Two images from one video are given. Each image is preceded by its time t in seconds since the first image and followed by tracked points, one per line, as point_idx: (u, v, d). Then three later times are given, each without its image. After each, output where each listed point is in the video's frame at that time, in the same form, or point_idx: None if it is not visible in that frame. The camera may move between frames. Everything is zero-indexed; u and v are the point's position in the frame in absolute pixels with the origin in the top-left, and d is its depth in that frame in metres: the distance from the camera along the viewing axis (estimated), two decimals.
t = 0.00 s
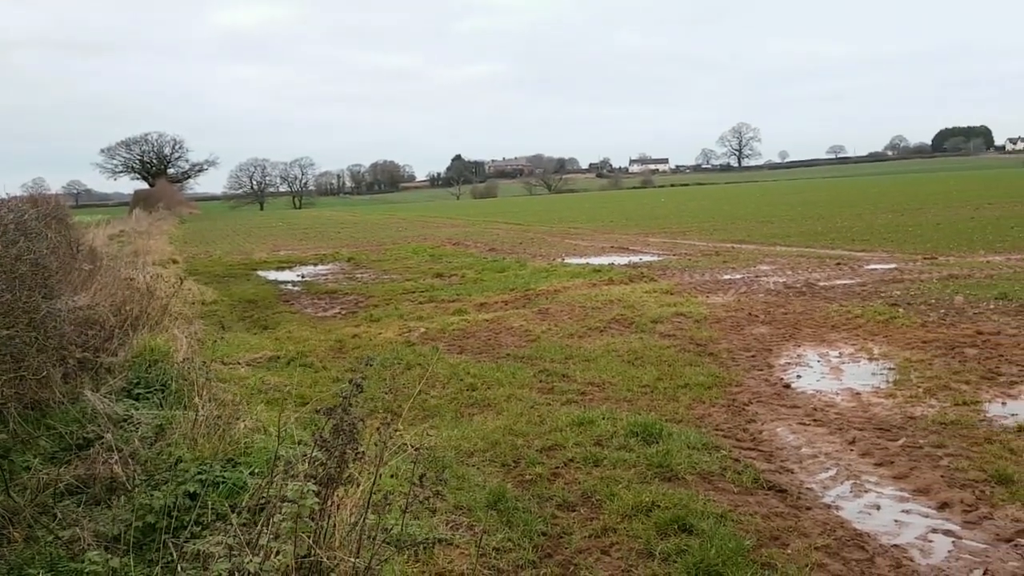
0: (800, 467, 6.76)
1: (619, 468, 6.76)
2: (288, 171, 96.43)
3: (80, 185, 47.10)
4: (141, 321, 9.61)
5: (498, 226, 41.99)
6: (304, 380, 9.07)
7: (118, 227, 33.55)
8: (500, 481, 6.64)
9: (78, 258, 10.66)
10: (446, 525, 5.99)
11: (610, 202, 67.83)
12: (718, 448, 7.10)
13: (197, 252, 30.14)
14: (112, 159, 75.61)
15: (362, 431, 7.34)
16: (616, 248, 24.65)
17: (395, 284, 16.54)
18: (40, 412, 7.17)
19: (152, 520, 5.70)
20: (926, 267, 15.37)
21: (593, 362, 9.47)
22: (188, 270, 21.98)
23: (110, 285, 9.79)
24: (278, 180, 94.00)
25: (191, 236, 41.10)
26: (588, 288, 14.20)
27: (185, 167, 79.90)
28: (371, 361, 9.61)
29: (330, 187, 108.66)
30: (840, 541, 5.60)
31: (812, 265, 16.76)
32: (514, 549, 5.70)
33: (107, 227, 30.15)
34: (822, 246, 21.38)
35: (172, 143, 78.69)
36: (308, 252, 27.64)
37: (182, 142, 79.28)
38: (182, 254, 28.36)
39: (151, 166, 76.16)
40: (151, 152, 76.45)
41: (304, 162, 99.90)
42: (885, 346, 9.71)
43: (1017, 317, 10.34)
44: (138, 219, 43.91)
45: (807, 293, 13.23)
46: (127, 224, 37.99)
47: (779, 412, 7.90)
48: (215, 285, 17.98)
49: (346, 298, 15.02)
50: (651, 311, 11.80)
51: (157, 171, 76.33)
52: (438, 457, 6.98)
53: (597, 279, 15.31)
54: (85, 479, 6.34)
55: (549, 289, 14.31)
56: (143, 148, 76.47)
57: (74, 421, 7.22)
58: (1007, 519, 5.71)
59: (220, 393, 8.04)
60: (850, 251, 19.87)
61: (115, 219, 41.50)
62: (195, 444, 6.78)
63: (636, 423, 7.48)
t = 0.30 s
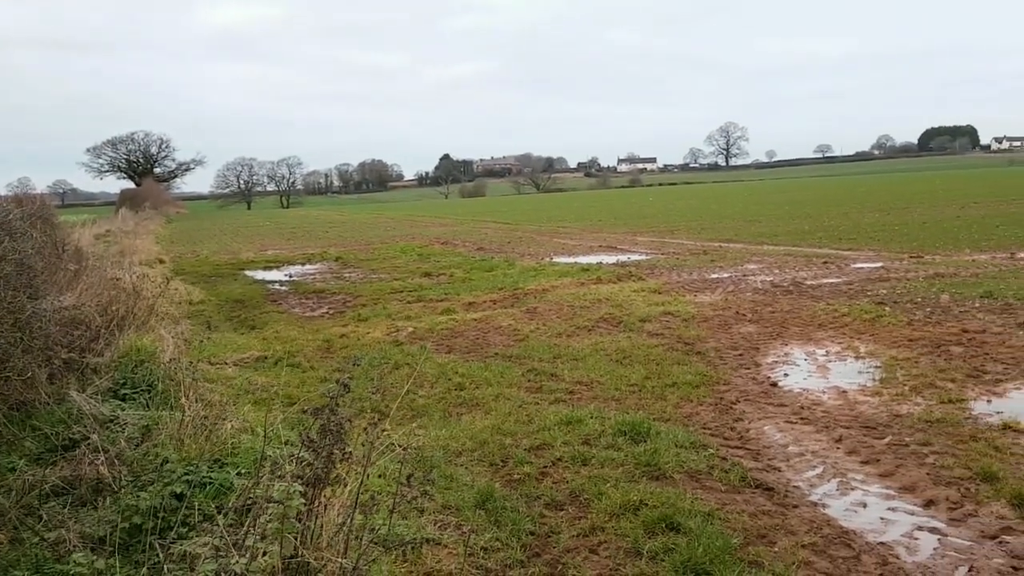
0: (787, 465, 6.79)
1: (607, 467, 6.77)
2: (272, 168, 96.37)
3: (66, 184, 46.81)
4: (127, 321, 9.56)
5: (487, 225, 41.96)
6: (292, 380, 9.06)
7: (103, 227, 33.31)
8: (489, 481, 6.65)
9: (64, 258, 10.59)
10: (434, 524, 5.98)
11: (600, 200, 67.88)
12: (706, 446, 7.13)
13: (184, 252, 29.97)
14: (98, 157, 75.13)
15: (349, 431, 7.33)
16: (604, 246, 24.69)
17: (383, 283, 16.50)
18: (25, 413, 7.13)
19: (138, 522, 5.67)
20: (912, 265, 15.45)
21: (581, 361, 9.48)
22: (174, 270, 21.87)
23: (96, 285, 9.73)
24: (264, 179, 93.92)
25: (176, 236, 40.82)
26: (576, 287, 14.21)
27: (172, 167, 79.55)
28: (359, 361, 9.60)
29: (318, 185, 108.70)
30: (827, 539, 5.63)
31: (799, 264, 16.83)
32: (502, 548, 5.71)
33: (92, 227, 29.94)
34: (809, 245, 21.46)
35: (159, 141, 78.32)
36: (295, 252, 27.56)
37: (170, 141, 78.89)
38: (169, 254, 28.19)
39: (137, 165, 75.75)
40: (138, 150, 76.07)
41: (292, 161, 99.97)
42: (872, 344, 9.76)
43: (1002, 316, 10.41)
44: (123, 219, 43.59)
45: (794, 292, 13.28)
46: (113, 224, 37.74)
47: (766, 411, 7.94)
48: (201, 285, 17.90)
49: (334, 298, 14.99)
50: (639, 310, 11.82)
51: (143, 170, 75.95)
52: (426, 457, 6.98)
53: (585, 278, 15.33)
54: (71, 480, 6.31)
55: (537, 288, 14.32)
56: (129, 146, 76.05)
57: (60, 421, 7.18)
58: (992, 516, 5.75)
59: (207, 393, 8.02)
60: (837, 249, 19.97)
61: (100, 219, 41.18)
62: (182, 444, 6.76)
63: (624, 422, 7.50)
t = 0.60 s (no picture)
0: (777, 462, 6.81)
1: (598, 465, 6.78)
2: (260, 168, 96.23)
3: (55, 183, 46.61)
4: (117, 320, 9.52)
5: (479, 222, 41.91)
6: (283, 378, 9.05)
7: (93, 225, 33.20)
8: (480, 478, 6.65)
9: (52, 256, 10.53)
10: (425, 522, 5.98)
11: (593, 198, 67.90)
12: (697, 443, 7.14)
13: (173, 250, 29.86)
14: (87, 156, 74.79)
15: (339, 429, 7.33)
16: (595, 244, 24.69)
17: (374, 281, 16.48)
18: (13, 413, 7.09)
19: (128, 521, 5.65)
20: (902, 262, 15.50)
21: (572, 358, 9.49)
22: (164, 268, 21.80)
23: (86, 284, 9.68)
24: (255, 177, 93.74)
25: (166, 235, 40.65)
26: (568, 285, 14.21)
27: (162, 165, 79.27)
28: (350, 360, 9.59)
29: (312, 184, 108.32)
30: (817, 534, 5.65)
31: (790, 261, 16.87)
32: (493, 546, 5.71)
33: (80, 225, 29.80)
34: (800, 242, 21.52)
35: (149, 139, 78.07)
36: (286, 250, 27.50)
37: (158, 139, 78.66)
38: (159, 253, 28.09)
39: (127, 164, 75.43)
40: (127, 149, 75.82)
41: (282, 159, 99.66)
42: (861, 341, 9.80)
43: (991, 312, 10.45)
44: (113, 217, 43.40)
45: (785, 289, 13.32)
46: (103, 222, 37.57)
47: (757, 407, 7.96)
48: (191, 283, 17.84)
49: (325, 296, 14.95)
50: (630, 307, 11.84)
51: (133, 168, 75.65)
52: (417, 455, 6.98)
53: (576, 275, 15.33)
54: (60, 480, 6.28)
55: (528, 285, 14.32)
56: (118, 145, 75.79)
57: (49, 421, 7.15)
58: (981, 511, 5.78)
59: (197, 392, 8.01)
60: (827, 246, 20.01)
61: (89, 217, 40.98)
62: (171, 443, 6.74)
63: (615, 419, 7.51)
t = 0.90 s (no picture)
0: (767, 459, 6.84)
1: (588, 463, 6.79)
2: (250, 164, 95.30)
3: (43, 181, 46.39)
4: (105, 319, 9.47)
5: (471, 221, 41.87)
6: (273, 377, 9.04)
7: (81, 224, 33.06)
8: (470, 476, 6.65)
9: (40, 255, 10.46)
10: (415, 521, 5.98)
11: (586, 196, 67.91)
12: (687, 440, 7.16)
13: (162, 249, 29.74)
14: (76, 154, 74.42)
15: (329, 428, 7.33)
16: (587, 242, 24.71)
17: (365, 279, 16.46)
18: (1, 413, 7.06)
19: (116, 521, 5.63)
20: (891, 260, 15.56)
21: (563, 356, 9.50)
22: (153, 267, 21.72)
23: (74, 282, 9.63)
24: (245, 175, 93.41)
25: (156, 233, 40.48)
26: (558, 283, 14.22)
27: (152, 163, 78.94)
28: (341, 358, 9.58)
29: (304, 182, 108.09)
30: (806, 531, 5.67)
31: (781, 259, 16.91)
32: (483, 544, 5.71)
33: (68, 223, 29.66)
34: (790, 240, 21.58)
35: (137, 137, 77.72)
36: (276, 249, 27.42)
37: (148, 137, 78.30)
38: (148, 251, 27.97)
39: (116, 161, 75.10)
40: (116, 147, 75.52)
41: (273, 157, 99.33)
42: (851, 338, 9.84)
43: (979, 309, 10.50)
44: (103, 216, 43.23)
45: (775, 286, 13.36)
46: (92, 221, 37.40)
47: (747, 405, 7.99)
48: (181, 282, 17.78)
49: (316, 295, 14.92)
50: (621, 305, 11.85)
51: (122, 166, 75.33)
52: (408, 454, 6.98)
53: (566, 273, 15.34)
54: (49, 479, 6.25)
55: (519, 283, 14.32)
56: (107, 143, 75.47)
57: (37, 420, 7.11)
58: (969, 507, 5.81)
59: (186, 391, 7.99)
60: (817, 244, 20.07)
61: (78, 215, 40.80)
62: (160, 443, 6.73)
63: (606, 417, 7.52)
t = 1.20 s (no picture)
0: (756, 457, 6.85)
1: (578, 461, 6.80)
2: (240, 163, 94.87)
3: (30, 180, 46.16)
4: (94, 319, 9.42)
5: (462, 220, 41.83)
6: (263, 376, 9.02)
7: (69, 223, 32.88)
8: (460, 475, 6.65)
9: (27, 253, 10.39)
10: (405, 520, 5.97)
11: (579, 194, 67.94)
12: (676, 439, 7.17)
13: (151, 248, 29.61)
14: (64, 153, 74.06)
15: (318, 428, 7.31)
16: (577, 241, 24.70)
17: (355, 278, 16.42)
18: None
19: (105, 521, 5.60)
20: (880, 258, 15.61)
21: (553, 355, 9.50)
22: (141, 266, 21.62)
23: (62, 281, 9.57)
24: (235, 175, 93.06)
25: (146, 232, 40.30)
26: (549, 281, 14.22)
27: (141, 162, 78.61)
28: (331, 357, 9.56)
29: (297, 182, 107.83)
30: (795, 529, 5.69)
31: (770, 257, 16.94)
32: (473, 543, 5.71)
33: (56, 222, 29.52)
34: (780, 239, 21.64)
35: (125, 135, 77.33)
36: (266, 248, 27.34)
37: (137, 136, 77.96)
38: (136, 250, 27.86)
39: (105, 160, 74.74)
40: (105, 146, 75.19)
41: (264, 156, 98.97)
42: (840, 336, 9.87)
43: (968, 307, 10.54)
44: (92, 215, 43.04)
45: (764, 285, 13.39)
46: (80, 220, 37.23)
47: (737, 403, 8.01)
48: (169, 281, 17.70)
49: (305, 294, 14.89)
50: (611, 303, 11.86)
51: (111, 166, 74.99)
52: (397, 453, 6.97)
53: (557, 272, 15.33)
54: (37, 480, 6.22)
55: (509, 282, 14.32)
56: (96, 142, 75.13)
57: (25, 420, 7.07)
58: (957, 505, 5.83)
59: (175, 391, 7.97)
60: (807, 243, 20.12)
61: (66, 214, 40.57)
62: (149, 443, 6.71)
63: (596, 416, 7.53)
